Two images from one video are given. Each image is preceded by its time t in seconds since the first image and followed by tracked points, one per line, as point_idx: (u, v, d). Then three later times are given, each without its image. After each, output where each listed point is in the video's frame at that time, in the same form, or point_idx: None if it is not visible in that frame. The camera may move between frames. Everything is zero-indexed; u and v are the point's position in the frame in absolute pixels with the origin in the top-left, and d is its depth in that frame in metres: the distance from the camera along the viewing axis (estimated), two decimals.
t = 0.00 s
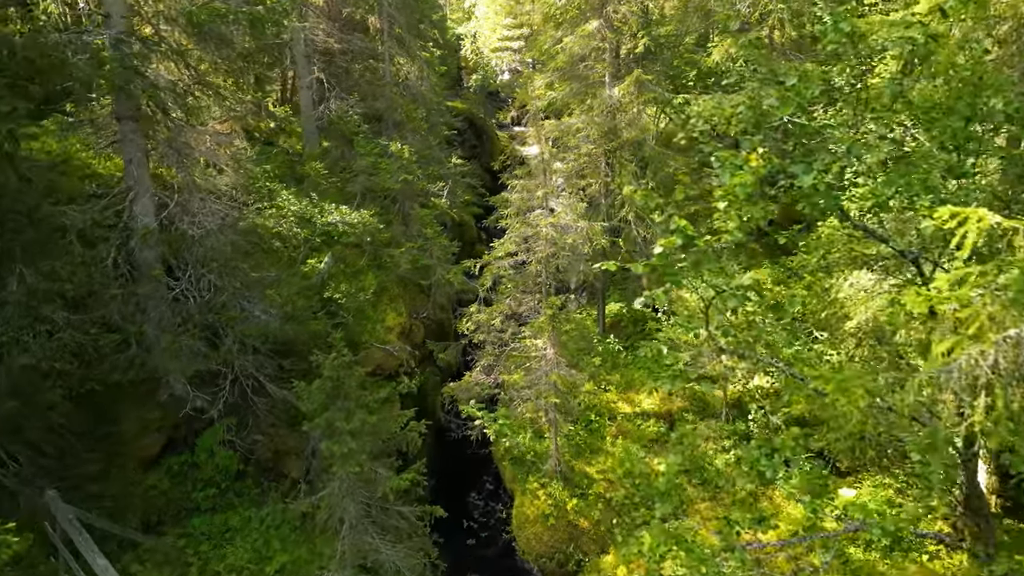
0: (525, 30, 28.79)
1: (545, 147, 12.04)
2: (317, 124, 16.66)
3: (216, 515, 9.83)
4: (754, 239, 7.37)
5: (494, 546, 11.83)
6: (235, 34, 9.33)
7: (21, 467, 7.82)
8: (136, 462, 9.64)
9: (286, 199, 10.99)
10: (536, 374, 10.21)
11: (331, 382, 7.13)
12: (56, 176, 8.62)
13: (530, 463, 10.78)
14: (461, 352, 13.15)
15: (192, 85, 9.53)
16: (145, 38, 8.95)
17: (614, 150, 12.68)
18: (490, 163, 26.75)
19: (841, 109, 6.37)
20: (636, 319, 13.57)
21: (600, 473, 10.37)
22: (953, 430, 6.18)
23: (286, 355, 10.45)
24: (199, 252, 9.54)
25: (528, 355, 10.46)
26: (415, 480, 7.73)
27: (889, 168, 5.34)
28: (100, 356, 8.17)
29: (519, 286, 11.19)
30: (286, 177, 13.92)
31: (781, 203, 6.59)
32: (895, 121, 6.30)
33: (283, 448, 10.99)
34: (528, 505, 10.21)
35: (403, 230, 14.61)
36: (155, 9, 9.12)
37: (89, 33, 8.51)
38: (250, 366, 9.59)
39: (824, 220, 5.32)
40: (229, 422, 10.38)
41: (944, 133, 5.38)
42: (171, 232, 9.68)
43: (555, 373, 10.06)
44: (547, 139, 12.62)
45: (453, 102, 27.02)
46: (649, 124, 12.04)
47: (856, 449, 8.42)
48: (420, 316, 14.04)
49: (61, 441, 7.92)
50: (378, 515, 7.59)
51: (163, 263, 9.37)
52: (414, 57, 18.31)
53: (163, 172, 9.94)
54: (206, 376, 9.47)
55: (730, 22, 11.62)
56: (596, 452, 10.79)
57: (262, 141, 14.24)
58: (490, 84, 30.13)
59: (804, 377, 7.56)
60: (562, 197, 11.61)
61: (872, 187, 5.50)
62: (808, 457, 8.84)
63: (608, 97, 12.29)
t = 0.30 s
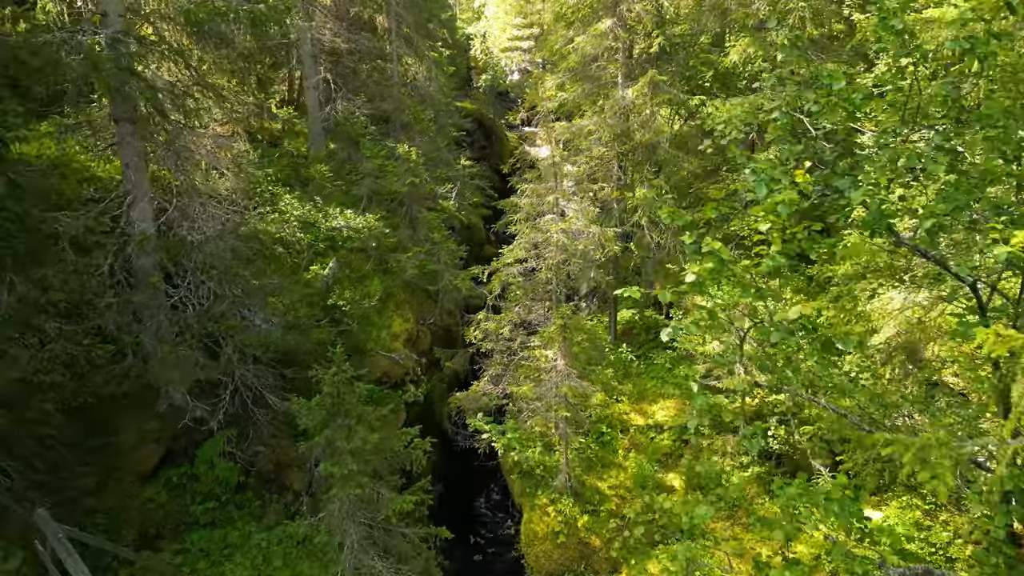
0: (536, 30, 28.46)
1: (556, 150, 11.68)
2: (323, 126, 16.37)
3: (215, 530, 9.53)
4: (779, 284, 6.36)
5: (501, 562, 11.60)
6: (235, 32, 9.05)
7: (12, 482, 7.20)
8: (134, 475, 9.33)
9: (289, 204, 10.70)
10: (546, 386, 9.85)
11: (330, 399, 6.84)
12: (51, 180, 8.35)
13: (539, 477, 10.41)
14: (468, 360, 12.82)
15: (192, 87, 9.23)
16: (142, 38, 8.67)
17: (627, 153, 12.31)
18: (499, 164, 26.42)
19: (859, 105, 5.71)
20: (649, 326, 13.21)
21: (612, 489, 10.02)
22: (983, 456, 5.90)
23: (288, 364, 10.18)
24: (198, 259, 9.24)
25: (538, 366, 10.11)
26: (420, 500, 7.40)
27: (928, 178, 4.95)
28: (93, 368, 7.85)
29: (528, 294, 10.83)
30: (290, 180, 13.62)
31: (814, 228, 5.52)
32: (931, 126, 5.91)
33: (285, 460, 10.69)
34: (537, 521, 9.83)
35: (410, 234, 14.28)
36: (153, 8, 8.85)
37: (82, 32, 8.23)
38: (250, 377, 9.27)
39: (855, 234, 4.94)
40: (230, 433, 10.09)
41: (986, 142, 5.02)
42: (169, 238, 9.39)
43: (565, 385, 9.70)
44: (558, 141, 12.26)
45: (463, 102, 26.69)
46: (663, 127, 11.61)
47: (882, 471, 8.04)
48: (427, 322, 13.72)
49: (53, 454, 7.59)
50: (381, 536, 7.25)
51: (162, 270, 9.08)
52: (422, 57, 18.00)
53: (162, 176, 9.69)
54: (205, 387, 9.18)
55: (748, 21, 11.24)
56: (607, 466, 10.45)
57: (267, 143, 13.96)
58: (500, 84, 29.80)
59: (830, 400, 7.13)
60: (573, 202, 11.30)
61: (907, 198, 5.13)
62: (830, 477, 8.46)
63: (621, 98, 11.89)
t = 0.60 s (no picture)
0: (545, 30, 28.14)
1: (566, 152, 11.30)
2: (328, 127, 16.07)
3: (212, 546, 9.17)
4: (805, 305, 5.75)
5: None
6: (233, 31, 8.70)
7: None
8: (128, 489, 8.99)
9: (290, 208, 10.37)
10: (555, 400, 9.47)
11: (329, 415, 6.72)
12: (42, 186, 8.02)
13: (547, 492, 10.00)
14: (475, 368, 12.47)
15: (190, 88, 8.89)
16: (138, 38, 8.32)
17: (639, 156, 11.93)
18: (507, 165, 26.06)
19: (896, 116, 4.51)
20: (661, 335, 12.81)
21: (623, 505, 9.65)
22: None
23: (288, 374, 9.87)
24: (195, 266, 8.91)
25: (546, 378, 9.75)
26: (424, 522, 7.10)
27: (972, 189, 4.54)
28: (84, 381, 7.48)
29: (536, 303, 10.46)
30: (293, 183, 13.28)
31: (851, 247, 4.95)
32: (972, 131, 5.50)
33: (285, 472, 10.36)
34: (545, 539, 9.41)
35: (416, 238, 13.95)
36: (150, 6, 8.50)
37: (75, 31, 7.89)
38: (248, 389, 8.93)
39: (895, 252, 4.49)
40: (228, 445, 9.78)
41: None
42: (165, 243, 9.06)
43: (575, 399, 9.32)
44: (568, 144, 11.88)
45: (470, 103, 26.34)
46: (676, 129, 11.22)
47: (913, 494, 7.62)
48: (433, 329, 13.40)
49: (42, 470, 7.19)
50: (382, 560, 6.95)
51: (158, 278, 8.75)
52: (429, 57, 17.75)
53: (159, 180, 9.37)
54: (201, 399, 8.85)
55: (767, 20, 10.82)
56: (618, 480, 10.08)
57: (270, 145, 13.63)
58: (508, 84, 29.45)
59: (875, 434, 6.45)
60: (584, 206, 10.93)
61: (948, 209, 4.74)
62: (854, 498, 8.06)
63: (633, 100, 11.48)
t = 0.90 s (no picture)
0: (552, 30, 27.81)
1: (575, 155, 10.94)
2: (331, 129, 15.76)
3: (207, 565, 8.77)
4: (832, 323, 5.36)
5: None
6: (229, 29, 8.39)
7: None
8: (121, 504, 8.62)
9: (289, 213, 10.06)
10: (563, 414, 9.11)
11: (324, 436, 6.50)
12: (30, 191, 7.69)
13: (554, 509, 9.62)
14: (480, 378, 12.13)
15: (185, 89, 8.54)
16: (131, 37, 7.98)
17: (649, 159, 11.55)
18: (514, 166, 25.73)
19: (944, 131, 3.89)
20: (671, 343, 12.39)
21: (633, 523, 9.28)
22: None
23: (286, 386, 9.52)
24: (190, 273, 8.59)
25: (554, 391, 9.39)
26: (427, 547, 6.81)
27: None
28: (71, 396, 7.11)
29: (543, 311, 10.10)
30: (294, 186, 12.94)
31: (886, 263, 4.48)
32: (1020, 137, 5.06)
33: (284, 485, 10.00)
34: (553, 559, 9.07)
35: (420, 243, 13.61)
36: (144, 4, 8.15)
37: (65, 29, 7.59)
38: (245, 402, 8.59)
39: (937, 271, 4.11)
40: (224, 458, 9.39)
41: None
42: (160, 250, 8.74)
43: (584, 413, 8.95)
44: (576, 146, 11.52)
45: (476, 103, 26.01)
46: (689, 131, 10.83)
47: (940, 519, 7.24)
48: (437, 336, 13.09)
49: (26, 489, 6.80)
50: None
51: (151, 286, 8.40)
52: (434, 57, 17.42)
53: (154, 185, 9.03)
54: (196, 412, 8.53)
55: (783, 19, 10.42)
56: (628, 496, 9.70)
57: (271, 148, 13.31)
58: (515, 85, 29.14)
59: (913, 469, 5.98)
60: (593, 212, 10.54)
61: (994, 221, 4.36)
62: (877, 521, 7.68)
63: (643, 101, 11.09)
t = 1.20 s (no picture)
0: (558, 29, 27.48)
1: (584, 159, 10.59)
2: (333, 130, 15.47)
3: None
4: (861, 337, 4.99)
5: None
6: (223, 28, 8.07)
7: None
8: (111, 521, 8.29)
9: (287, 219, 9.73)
10: (570, 429, 8.77)
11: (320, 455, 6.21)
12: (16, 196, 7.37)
13: (561, 526, 9.28)
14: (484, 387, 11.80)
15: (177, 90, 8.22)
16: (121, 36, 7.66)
17: (660, 162, 11.20)
18: (519, 167, 25.39)
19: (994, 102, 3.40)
20: (682, 352, 12.03)
21: (643, 542, 8.93)
22: None
23: (284, 398, 9.19)
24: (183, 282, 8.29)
25: (561, 405, 9.05)
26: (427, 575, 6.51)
27: None
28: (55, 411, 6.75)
29: (550, 321, 9.75)
30: (294, 189, 12.62)
31: (916, 278, 4.12)
32: None
33: (282, 500, 9.69)
34: None
35: (423, 247, 13.29)
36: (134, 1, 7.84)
37: (54, 30, 7.33)
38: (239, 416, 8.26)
39: (983, 284, 3.66)
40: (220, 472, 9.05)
41: None
42: (153, 258, 8.44)
43: (593, 428, 8.60)
44: (584, 149, 11.17)
45: (482, 103, 25.74)
46: (701, 134, 10.46)
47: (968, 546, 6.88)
48: (440, 343, 12.78)
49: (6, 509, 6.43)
50: None
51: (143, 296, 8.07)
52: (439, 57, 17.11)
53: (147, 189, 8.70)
54: (189, 427, 8.22)
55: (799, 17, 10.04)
56: (638, 513, 9.36)
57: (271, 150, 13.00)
58: (521, 85, 28.83)
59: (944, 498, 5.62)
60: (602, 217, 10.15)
61: None
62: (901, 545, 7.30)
63: (654, 103, 10.61)
